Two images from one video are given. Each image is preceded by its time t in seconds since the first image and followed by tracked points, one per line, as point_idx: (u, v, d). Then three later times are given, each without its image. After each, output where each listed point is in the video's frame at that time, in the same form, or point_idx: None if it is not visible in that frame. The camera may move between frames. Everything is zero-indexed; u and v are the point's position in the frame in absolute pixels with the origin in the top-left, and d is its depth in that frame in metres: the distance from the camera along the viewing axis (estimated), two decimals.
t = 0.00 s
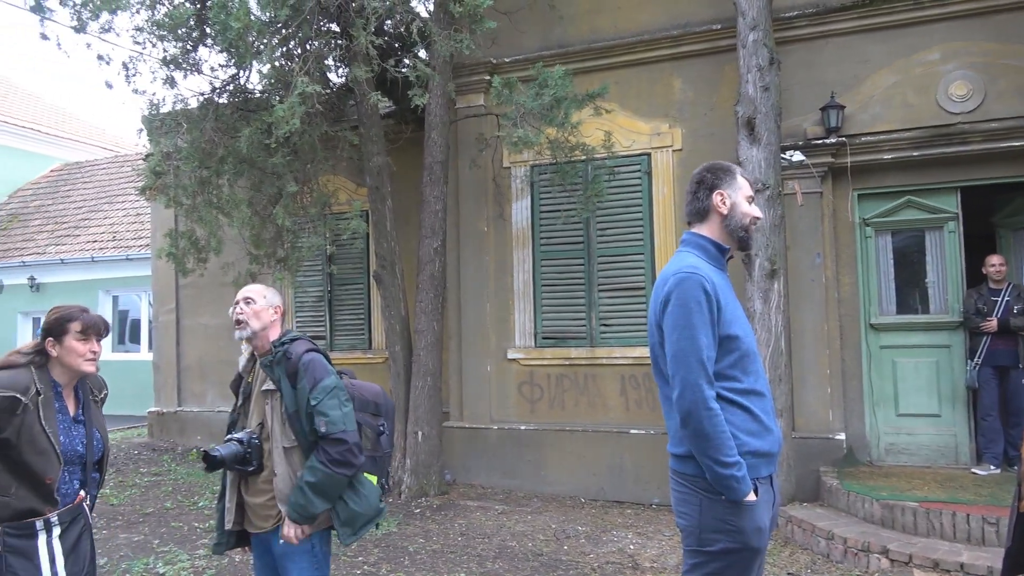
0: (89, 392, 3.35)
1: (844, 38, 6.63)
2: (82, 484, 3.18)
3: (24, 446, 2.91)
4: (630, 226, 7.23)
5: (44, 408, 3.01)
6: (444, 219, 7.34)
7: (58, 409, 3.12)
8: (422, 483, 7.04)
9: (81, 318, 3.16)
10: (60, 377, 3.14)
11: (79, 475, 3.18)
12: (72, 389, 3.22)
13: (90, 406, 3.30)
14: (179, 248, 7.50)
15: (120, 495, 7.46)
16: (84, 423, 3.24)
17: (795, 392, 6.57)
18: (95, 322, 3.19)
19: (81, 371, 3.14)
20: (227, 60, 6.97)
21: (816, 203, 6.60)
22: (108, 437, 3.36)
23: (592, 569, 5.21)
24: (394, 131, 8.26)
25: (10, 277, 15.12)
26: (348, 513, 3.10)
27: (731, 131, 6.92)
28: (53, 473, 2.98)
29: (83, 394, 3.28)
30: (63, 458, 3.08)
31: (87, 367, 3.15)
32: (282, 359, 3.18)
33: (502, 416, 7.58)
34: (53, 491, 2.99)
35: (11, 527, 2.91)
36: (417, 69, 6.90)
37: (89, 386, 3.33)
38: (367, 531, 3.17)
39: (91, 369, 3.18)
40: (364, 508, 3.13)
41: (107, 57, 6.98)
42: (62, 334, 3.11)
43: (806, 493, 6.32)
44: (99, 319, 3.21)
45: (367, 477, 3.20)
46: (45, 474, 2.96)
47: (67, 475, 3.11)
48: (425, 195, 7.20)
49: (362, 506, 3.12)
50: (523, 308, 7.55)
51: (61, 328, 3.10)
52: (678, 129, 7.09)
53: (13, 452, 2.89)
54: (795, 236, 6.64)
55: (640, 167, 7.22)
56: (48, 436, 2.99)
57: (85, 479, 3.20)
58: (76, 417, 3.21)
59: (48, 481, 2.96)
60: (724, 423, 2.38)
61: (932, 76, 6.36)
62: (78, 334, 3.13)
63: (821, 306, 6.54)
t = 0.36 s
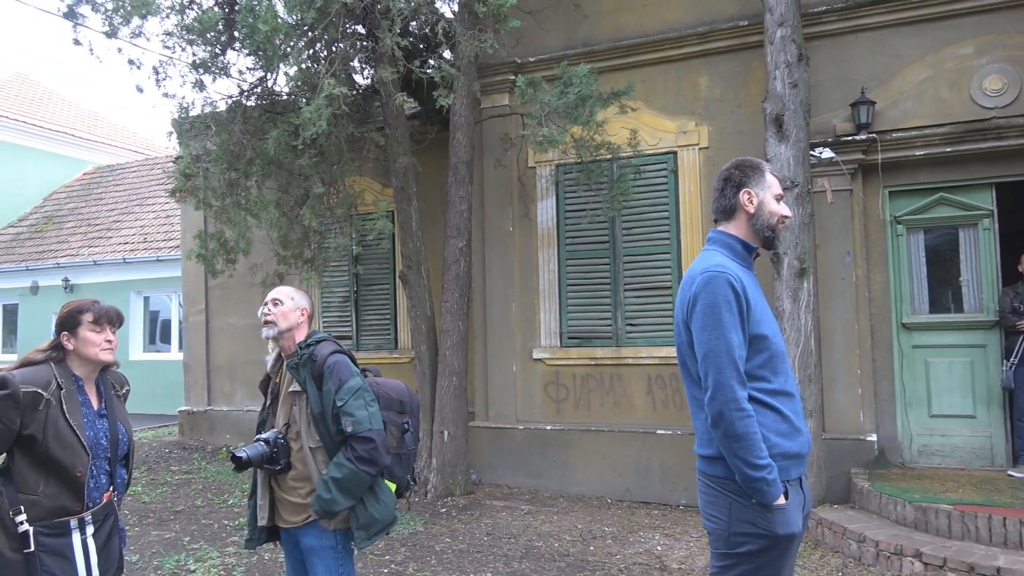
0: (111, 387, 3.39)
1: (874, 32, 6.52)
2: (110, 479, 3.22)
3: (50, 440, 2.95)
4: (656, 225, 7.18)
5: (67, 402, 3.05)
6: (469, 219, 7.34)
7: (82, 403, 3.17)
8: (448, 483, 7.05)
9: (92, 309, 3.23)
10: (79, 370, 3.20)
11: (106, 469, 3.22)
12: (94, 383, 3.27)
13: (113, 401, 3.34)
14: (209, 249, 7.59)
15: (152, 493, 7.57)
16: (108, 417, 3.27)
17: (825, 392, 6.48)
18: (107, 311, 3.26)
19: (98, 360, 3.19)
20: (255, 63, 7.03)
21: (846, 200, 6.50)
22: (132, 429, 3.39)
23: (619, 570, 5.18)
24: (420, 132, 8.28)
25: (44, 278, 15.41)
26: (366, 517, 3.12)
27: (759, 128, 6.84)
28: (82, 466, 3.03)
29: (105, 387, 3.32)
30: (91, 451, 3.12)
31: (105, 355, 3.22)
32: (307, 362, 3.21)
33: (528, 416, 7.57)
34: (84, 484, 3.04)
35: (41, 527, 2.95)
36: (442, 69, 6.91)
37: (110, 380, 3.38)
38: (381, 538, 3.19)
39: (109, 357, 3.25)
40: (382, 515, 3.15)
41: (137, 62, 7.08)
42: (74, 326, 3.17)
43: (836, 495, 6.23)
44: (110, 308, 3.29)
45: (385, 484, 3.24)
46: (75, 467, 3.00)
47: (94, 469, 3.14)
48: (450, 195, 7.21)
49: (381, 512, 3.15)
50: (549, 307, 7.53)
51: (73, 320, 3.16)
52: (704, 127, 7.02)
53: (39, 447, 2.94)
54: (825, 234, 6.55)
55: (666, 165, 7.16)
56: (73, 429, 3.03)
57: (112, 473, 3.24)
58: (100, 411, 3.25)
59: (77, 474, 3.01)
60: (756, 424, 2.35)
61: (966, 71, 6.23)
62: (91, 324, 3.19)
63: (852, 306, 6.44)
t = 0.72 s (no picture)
0: (134, 386, 3.43)
1: (905, 28, 6.41)
2: (132, 480, 3.26)
3: (71, 442, 2.99)
4: (681, 224, 7.13)
5: (88, 403, 3.09)
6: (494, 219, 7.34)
7: (104, 403, 3.21)
8: (473, 483, 7.05)
9: (113, 309, 3.26)
10: (101, 371, 3.24)
11: (128, 471, 3.25)
12: (116, 383, 3.31)
13: (135, 400, 3.38)
14: (236, 250, 7.66)
15: (181, 491, 7.66)
16: (130, 417, 3.31)
17: (854, 393, 6.39)
18: (127, 310, 3.29)
19: (118, 360, 3.24)
20: (281, 65, 7.09)
21: (877, 199, 6.40)
22: (155, 429, 3.42)
23: (645, 572, 5.15)
24: (444, 132, 8.29)
25: (76, 279, 15.68)
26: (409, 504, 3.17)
27: (787, 126, 6.75)
28: (102, 468, 3.06)
29: (127, 387, 3.37)
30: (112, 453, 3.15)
31: (126, 355, 3.26)
32: (330, 364, 3.22)
33: (552, 416, 7.55)
34: (104, 486, 3.07)
35: (63, 529, 2.99)
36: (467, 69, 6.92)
37: (132, 379, 3.42)
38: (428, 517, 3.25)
39: (130, 356, 3.29)
40: (423, 499, 3.20)
41: (166, 65, 7.17)
42: (95, 326, 3.20)
43: (866, 498, 6.14)
44: (130, 307, 3.31)
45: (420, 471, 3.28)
46: (95, 470, 3.04)
47: (116, 471, 3.19)
48: (475, 195, 7.21)
49: (422, 495, 3.20)
50: (574, 307, 7.51)
51: (94, 320, 3.20)
52: (731, 125, 6.95)
53: (60, 449, 2.98)
54: (853, 233, 6.47)
55: (692, 164, 7.10)
56: (93, 431, 3.07)
57: (134, 474, 3.28)
58: (122, 411, 3.29)
59: (98, 477, 3.05)
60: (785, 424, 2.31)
61: (1000, 66, 6.11)
62: (111, 324, 3.23)
63: (882, 306, 6.35)
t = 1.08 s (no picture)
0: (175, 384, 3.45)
1: (937, 22, 6.30)
2: (173, 476, 3.27)
3: (113, 438, 3.05)
4: (708, 223, 7.06)
5: (129, 400, 3.14)
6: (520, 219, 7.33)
7: (145, 400, 3.24)
8: (499, 482, 7.05)
9: (154, 308, 3.30)
10: (143, 368, 3.27)
11: (169, 466, 3.27)
12: (157, 381, 3.34)
13: (177, 397, 3.40)
14: (265, 250, 7.74)
15: (211, 488, 7.75)
16: (171, 414, 3.33)
17: (886, 394, 6.29)
18: (168, 310, 3.31)
19: (160, 359, 3.26)
20: (308, 66, 7.15)
21: (909, 197, 6.30)
22: (196, 426, 3.45)
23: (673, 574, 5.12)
24: (470, 132, 8.30)
25: (110, 279, 15.95)
26: (423, 502, 3.15)
27: (816, 123, 6.66)
28: (143, 464, 3.11)
29: (168, 384, 3.39)
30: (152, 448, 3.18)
31: (165, 354, 3.28)
32: (356, 360, 3.24)
33: (578, 416, 7.53)
34: (145, 481, 3.12)
35: (105, 523, 3.05)
36: (493, 68, 6.92)
37: (174, 377, 3.44)
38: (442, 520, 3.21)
39: (170, 356, 3.31)
40: (438, 500, 3.17)
41: (197, 68, 7.26)
42: (137, 325, 3.25)
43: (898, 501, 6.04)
44: (172, 307, 3.33)
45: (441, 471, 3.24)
46: (136, 465, 3.09)
47: (157, 466, 3.21)
48: (501, 195, 7.20)
49: (439, 496, 3.17)
50: (600, 307, 7.48)
51: (136, 319, 3.25)
52: (759, 123, 6.88)
53: (103, 445, 3.04)
54: (885, 232, 6.37)
55: (719, 162, 7.04)
56: (134, 427, 3.11)
57: (175, 470, 3.29)
58: (163, 408, 3.32)
59: (139, 472, 3.09)
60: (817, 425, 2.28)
61: None
62: (152, 323, 3.26)
63: (914, 305, 6.24)
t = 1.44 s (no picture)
0: (220, 382, 3.47)
1: (975, 15, 6.16)
2: (218, 470, 3.31)
3: (159, 432, 3.09)
4: (738, 222, 6.98)
5: (174, 396, 3.17)
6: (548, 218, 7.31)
7: (189, 397, 3.28)
8: (528, 482, 7.04)
9: (197, 307, 3.33)
10: (187, 366, 3.31)
11: (214, 461, 3.31)
12: (201, 378, 3.38)
13: (221, 395, 3.43)
14: (295, 250, 7.80)
15: (243, 485, 7.84)
16: (215, 411, 3.36)
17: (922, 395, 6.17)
18: (209, 310, 3.34)
19: (202, 357, 3.30)
20: (337, 68, 7.19)
21: (945, 193, 6.17)
22: (239, 423, 3.47)
23: None
24: (497, 132, 8.29)
25: (143, 279, 16.20)
26: (448, 506, 3.15)
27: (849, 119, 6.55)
28: (189, 457, 3.15)
29: (212, 382, 3.42)
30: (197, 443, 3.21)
31: (207, 353, 3.31)
32: (387, 359, 3.26)
33: (607, 416, 7.49)
34: (191, 475, 3.15)
35: (153, 515, 3.09)
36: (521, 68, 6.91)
37: (219, 375, 3.47)
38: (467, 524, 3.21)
39: (213, 354, 3.34)
40: (463, 503, 3.18)
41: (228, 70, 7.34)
42: (181, 324, 3.29)
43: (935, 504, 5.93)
44: (213, 307, 3.36)
45: (466, 475, 3.24)
46: (182, 459, 3.13)
47: (202, 460, 3.25)
48: (529, 195, 7.19)
49: (463, 500, 3.18)
50: (629, 306, 7.42)
51: (179, 318, 3.29)
52: (791, 120, 6.79)
53: (150, 439, 3.08)
54: (921, 229, 6.23)
55: (750, 160, 6.95)
56: (180, 421, 3.15)
57: (220, 465, 3.33)
58: (207, 405, 3.35)
59: (185, 465, 3.13)
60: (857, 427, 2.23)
61: None
62: (195, 322, 3.29)
63: (951, 304, 6.11)
